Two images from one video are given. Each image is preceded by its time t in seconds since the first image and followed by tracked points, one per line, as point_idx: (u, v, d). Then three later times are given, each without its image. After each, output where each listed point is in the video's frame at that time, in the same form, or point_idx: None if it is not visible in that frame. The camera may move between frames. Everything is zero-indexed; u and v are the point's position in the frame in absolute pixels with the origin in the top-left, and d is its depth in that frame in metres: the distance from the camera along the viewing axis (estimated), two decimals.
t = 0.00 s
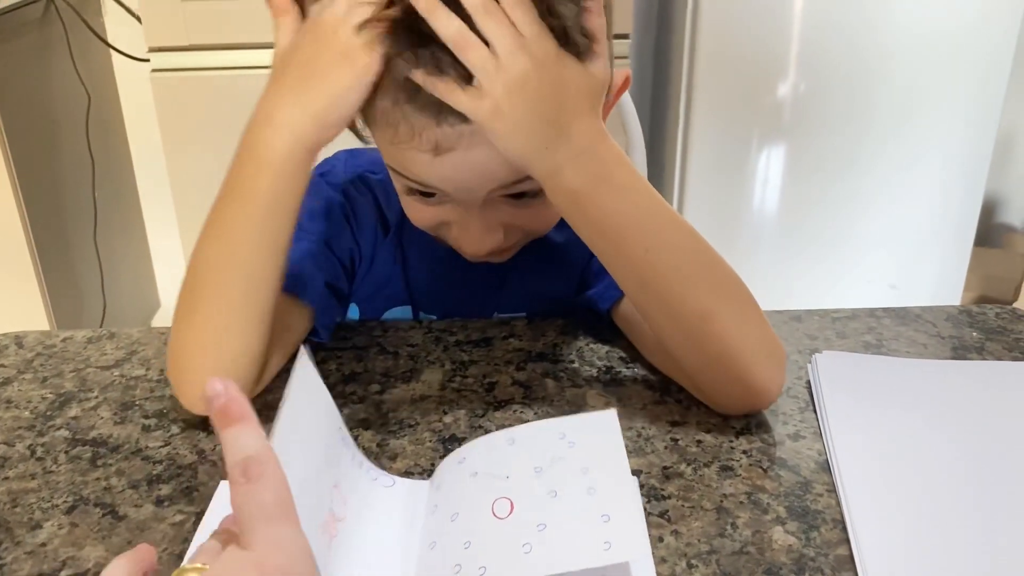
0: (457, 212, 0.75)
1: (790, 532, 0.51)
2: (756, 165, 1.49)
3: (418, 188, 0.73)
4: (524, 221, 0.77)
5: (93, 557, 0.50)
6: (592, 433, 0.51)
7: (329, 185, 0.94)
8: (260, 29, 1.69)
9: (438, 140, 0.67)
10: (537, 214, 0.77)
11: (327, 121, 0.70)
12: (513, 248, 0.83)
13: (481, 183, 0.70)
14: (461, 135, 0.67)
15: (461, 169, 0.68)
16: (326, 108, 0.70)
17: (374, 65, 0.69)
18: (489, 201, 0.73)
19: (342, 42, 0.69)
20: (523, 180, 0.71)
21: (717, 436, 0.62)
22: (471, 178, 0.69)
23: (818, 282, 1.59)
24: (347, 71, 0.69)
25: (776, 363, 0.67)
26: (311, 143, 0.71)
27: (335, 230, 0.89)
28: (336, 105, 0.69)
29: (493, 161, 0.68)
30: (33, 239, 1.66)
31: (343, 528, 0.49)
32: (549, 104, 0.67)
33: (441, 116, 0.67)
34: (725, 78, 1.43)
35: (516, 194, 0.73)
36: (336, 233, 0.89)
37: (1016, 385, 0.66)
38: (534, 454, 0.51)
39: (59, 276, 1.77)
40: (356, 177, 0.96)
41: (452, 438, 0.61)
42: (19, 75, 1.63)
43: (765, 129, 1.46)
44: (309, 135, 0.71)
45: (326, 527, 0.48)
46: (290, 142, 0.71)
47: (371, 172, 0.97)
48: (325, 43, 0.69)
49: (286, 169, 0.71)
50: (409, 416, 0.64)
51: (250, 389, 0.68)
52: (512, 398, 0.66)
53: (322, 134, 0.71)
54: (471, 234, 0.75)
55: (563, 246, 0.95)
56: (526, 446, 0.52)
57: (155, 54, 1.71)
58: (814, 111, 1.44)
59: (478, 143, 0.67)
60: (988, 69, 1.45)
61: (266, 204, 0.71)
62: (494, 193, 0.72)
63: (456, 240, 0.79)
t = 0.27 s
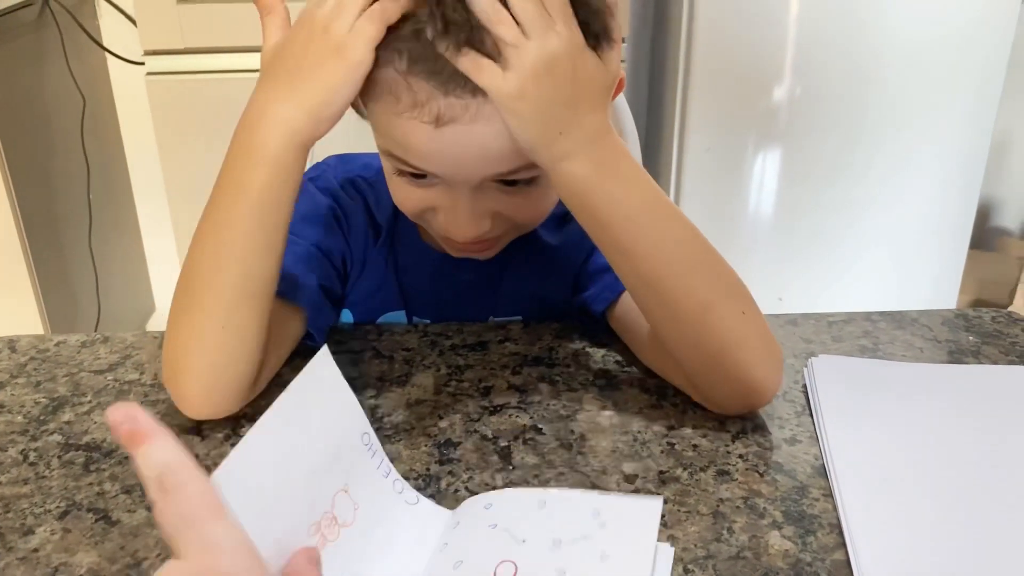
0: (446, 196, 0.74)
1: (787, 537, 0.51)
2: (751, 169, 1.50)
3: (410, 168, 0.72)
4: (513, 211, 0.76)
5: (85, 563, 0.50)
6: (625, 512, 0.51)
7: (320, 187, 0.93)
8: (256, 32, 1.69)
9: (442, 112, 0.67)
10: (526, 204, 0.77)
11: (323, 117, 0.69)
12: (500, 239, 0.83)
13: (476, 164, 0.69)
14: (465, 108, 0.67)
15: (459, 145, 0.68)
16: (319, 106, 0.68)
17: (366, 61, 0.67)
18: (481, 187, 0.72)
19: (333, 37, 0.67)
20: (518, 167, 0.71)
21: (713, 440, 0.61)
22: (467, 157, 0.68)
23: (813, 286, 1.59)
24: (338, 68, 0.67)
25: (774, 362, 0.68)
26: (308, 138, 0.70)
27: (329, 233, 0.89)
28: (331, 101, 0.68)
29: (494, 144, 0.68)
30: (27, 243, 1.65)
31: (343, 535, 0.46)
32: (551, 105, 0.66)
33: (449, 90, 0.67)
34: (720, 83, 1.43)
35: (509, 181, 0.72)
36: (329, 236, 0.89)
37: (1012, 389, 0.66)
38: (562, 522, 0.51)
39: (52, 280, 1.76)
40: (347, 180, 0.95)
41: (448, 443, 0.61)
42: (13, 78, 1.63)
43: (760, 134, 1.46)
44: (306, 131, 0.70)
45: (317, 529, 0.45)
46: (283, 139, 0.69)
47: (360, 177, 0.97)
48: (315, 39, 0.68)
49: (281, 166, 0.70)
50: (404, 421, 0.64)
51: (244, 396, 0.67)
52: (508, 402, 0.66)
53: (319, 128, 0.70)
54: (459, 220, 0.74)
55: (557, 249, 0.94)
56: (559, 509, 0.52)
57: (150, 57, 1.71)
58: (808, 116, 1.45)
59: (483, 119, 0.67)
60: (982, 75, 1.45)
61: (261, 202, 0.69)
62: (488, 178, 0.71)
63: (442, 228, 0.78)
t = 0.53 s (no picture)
0: (434, 223, 0.74)
1: (786, 539, 0.51)
2: (748, 171, 1.50)
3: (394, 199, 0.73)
4: (503, 233, 0.77)
5: (81, 566, 0.50)
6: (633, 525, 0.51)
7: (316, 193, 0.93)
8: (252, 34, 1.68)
9: (417, 151, 0.67)
10: (515, 227, 0.77)
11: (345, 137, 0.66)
12: (493, 259, 0.83)
13: (456, 196, 0.70)
14: (439, 145, 0.67)
15: (436, 180, 0.68)
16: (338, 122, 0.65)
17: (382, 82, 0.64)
18: (466, 215, 0.73)
19: (352, 53, 0.64)
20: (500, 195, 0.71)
21: (712, 442, 0.61)
22: (449, 188, 0.69)
23: (810, 289, 1.59)
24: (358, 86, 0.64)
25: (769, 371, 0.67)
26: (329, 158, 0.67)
27: (325, 237, 0.88)
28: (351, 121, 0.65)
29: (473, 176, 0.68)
30: (22, 245, 1.65)
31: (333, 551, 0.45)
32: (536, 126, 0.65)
33: (420, 129, 0.66)
34: (717, 85, 1.44)
35: (494, 207, 0.73)
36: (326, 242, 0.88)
37: (1010, 390, 0.66)
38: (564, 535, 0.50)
39: (48, 282, 1.76)
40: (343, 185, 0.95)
41: (445, 445, 0.61)
42: (9, 80, 1.62)
43: (757, 136, 1.47)
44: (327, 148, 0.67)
45: (308, 542, 0.44)
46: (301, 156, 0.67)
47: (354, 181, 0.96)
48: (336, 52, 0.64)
49: (298, 185, 0.68)
50: (401, 423, 0.64)
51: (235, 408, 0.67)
52: (506, 404, 0.66)
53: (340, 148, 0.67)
54: (447, 246, 0.75)
55: (552, 258, 0.93)
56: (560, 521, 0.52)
57: (146, 59, 1.70)
58: (805, 118, 1.45)
59: (457, 154, 0.67)
60: (978, 77, 1.46)
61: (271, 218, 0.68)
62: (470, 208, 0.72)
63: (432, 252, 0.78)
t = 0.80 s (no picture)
0: (430, 226, 0.75)
1: (781, 541, 0.51)
2: (744, 174, 1.50)
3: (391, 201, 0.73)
4: (499, 236, 0.77)
5: (76, 569, 0.50)
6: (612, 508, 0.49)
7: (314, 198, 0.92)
8: (249, 36, 1.68)
9: (414, 153, 0.67)
10: (511, 229, 0.78)
11: (350, 145, 0.67)
12: (488, 262, 0.84)
13: (454, 197, 0.70)
14: (436, 148, 0.67)
15: (434, 183, 0.68)
16: (342, 130, 0.67)
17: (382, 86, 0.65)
18: (463, 217, 0.73)
19: (352, 60, 0.65)
20: (497, 196, 0.72)
21: (707, 445, 0.61)
22: (447, 189, 0.69)
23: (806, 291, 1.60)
24: (359, 92, 0.65)
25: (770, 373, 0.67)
26: (335, 165, 0.69)
27: (322, 240, 0.88)
28: (354, 129, 0.67)
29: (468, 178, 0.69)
30: (18, 247, 1.64)
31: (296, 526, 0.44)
32: (530, 132, 0.66)
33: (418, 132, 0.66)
34: (713, 88, 1.44)
35: (492, 209, 0.73)
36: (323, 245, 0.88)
37: (1005, 392, 0.66)
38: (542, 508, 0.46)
39: (44, 284, 1.75)
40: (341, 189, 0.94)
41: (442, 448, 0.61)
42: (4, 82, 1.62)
43: (753, 138, 1.47)
44: (333, 156, 0.68)
45: (260, 525, 0.43)
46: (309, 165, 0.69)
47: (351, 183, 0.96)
48: (336, 62, 0.66)
49: (305, 191, 0.70)
50: (398, 425, 0.64)
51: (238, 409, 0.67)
52: (502, 407, 0.66)
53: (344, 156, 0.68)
54: (444, 248, 0.75)
55: (547, 261, 0.93)
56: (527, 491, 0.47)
57: (143, 61, 1.70)
58: (801, 121, 1.45)
59: (453, 158, 0.67)
60: (973, 80, 1.46)
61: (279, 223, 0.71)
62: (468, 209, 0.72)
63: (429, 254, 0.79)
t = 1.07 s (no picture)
0: (432, 223, 0.74)
1: (781, 542, 0.51)
2: (741, 176, 1.50)
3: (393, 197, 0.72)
4: (500, 236, 0.77)
5: (71, 570, 0.49)
6: (580, 508, 0.53)
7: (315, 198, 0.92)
8: (246, 37, 1.68)
9: (418, 150, 0.66)
10: (513, 228, 0.77)
11: (354, 143, 0.67)
12: (488, 263, 0.83)
13: (457, 194, 0.69)
14: (439, 145, 0.66)
15: (438, 179, 0.67)
16: (345, 129, 0.67)
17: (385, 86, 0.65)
18: (466, 214, 0.73)
19: (354, 59, 0.65)
20: (502, 193, 0.71)
21: (706, 446, 0.61)
22: (449, 185, 0.68)
23: (803, 293, 1.60)
24: (361, 91, 0.65)
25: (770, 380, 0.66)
26: (339, 163, 0.69)
27: (323, 241, 0.87)
28: (357, 127, 0.66)
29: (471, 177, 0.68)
30: (15, 248, 1.64)
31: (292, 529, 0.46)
32: (530, 131, 0.66)
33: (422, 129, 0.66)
34: (710, 90, 1.44)
35: (495, 207, 0.73)
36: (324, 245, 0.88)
37: (1004, 393, 0.66)
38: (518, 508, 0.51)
39: (40, 285, 1.75)
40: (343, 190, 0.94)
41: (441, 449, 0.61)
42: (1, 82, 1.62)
43: (750, 140, 1.47)
44: (337, 155, 0.68)
45: (263, 525, 0.44)
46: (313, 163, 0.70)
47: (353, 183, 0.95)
48: (339, 61, 0.66)
49: (309, 190, 0.70)
50: (396, 426, 0.63)
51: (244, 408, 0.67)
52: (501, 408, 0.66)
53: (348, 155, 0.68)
54: (446, 246, 0.75)
55: (548, 261, 0.93)
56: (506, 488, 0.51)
57: (139, 62, 1.70)
58: (798, 122, 1.45)
59: (457, 155, 0.66)
60: (969, 83, 1.47)
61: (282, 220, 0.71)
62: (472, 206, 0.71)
63: (430, 252, 0.78)
